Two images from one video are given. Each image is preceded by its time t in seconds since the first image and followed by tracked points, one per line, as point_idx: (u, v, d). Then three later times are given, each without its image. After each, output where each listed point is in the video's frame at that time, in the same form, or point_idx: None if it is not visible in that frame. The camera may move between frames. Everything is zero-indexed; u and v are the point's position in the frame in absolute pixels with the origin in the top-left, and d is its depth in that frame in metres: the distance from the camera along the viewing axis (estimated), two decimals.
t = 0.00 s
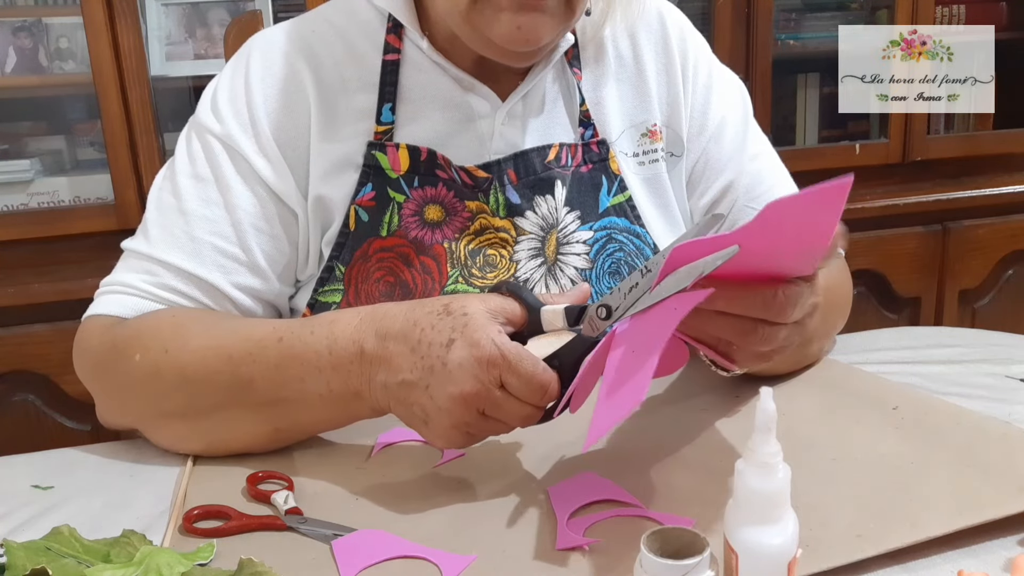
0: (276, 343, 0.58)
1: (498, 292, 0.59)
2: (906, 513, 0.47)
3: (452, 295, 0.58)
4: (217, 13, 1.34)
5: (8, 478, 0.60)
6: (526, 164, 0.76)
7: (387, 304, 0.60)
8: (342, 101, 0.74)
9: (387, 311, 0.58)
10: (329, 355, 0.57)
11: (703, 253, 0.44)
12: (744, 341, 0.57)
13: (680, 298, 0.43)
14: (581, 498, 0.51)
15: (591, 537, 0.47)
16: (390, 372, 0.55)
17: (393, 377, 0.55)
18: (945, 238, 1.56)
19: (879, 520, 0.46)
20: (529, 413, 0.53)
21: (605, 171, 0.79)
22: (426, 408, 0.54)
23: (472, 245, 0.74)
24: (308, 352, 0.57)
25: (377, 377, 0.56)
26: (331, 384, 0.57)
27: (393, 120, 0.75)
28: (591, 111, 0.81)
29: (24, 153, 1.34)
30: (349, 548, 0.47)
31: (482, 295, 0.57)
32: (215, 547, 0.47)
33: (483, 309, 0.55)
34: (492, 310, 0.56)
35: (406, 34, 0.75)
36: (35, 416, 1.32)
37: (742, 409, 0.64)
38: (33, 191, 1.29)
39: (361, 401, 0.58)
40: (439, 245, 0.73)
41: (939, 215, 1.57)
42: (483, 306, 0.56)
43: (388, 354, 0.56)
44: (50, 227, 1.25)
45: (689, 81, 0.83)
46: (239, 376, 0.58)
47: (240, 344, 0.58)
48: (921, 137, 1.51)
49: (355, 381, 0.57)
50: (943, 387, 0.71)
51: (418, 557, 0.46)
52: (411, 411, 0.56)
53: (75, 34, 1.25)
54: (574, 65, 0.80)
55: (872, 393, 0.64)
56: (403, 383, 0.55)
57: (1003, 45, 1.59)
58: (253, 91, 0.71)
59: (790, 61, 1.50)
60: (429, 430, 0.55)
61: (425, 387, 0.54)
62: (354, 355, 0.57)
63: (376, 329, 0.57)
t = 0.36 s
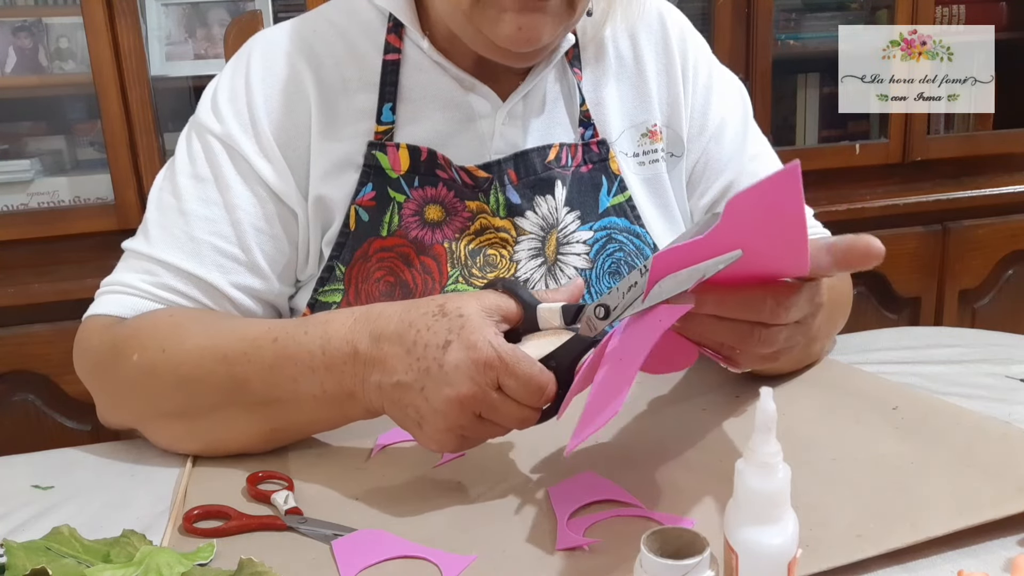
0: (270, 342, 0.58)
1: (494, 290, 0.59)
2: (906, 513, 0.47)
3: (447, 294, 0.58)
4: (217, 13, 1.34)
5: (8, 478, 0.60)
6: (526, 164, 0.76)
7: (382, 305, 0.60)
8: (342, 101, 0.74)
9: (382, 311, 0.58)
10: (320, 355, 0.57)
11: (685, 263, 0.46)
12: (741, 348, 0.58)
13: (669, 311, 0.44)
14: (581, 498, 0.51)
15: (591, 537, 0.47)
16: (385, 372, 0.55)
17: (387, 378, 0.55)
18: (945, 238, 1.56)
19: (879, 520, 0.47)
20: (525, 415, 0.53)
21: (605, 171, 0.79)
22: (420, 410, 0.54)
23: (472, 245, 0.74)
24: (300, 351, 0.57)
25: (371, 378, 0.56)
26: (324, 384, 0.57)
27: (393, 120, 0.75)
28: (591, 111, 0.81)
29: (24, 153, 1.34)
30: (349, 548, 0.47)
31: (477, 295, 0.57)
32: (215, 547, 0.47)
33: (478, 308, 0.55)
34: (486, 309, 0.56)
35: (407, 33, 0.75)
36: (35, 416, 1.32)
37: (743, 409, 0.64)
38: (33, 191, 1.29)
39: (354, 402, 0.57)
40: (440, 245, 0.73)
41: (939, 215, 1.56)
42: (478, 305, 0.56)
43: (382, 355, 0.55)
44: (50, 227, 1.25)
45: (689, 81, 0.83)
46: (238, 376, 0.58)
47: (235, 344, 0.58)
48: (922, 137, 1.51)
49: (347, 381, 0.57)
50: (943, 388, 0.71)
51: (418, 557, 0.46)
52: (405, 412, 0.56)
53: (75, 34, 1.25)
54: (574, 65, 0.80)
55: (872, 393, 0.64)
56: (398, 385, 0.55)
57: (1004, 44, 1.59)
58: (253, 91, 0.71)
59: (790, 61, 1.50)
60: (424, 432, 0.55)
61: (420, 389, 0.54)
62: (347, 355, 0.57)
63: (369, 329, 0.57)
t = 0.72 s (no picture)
0: (265, 342, 0.58)
1: (488, 291, 0.58)
2: (906, 513, 0.47)
3: (443, 296, 0.57)
4: (217, 13, 1.34)
5: (8, 478, 0.60)
6: (526, 164, 0.76)
7: (377, 305, 0.60)
8: (343, 101, 0.74)
9: (378, 311, 0.58)
10: (315, 355, 0.57)
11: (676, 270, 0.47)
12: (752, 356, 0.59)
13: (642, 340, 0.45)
14: (581, 498, 0.51)
15: (591, 537, 0.47)
16: (379, 373, 0.55)
17: (381, 379, 0.55)
18: (945, 238, 1.56)
19: (879, 520, 0.47)
20: (520, 417, 0.53)
21: (605, 171, 0.79)
22: (414, 411, 0.54)
23: (472, 245, 0.74)
24: (294, 351, 0.57)
25: (365, 379, 0.56)
26: (318, 384, 0.57)
27: (393, 120, 0.75)
28: (591, 111, 0.81)
29: (24, 153, 1.34)
30: (349, 548, 0.47)
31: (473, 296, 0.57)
32: (215, 547, 0.47)
33: (474, 309, 0.55)
34: (482, 311, 0.55)
35: (408, 33, 0.75)
36: (35, 416, 1.32)
37: (743, 409, 0.64)
38: (33, 191, 1.29)
39: (348, 402, 0.57)
40: (440, 244, 0.73)
41: (939, 215, 1.56)
42: (474, 307, 0.55)
43: (377, 356, 0.55)
44: (50, 227, 1.25)
45: (688, 81, 0.83)
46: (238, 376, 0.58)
47: (230, 344, 0.58)
48: (922, 137, 1.51)
49: (340, 381, 0.57)
50: (943, 388, 0.71)
51: (418, 557, 0.46)
52: (399, 414, 0.55)
53: (75, 34, 1.25)
54: (574, 65, 0.80)
55: (873, 393, 0.64)
56: (392, 386, 0.54)
57: (1004, 44, 1.59)
58: (253, 91, 0.71)
59: (790, 61, 1.50)
60: (418, 434, 0.55)
61: (416, 391, 0.54)
62: (340, 356, 0.56)
63: (363, 329, 0.57)
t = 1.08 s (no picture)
0: (260, 342, 0.58)
1: (485, 295, 0.59)
2: (906, 513, 0.47)
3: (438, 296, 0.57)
4: (217, 13, 1.34)
5: (8, 478, 0.60)
6: (526, 164, 0.76)
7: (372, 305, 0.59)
8: (343, 101, 0.74)
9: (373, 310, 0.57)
10: (309, 354, 0.56)
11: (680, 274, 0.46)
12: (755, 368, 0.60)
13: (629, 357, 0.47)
14: (580, 498, 0.51)
15: (591, 537, 0.47)
16: (374, 373, 0.54)
17: (376, 379, 0.54)
18: (945, 238, 1.56)
19: (879, 520, 0.47)
20: (516, 416, 0.53)
21: (605, 171, 0.79)
22: (408, 411, 0.53)
23: (473, 245, 0.74)
24: (289, 351, 0.57)
25: (360, 379, 0.55)
26: (312, 384, 0.56)
27: (393, 120, 0.75)
28: (591, 111, 0.81)
29: (24, 153, 1.34)
30: (349, 548, 0.47)
31: (468, 297, 0.57)
32: (215, 547, 0.47)
33: (471, 311, 0.55)
34: (479, 312, 0.55)
35: (408, 33, 0.75)
36: (35, 416, 1.32)
37: (743, 410, 0.64)
38: (33, 191, 1.29)
39: (342, 402, 0.57)
40: (440, 244, 0.73)
41: (939, 215, 1.56)
42: (470, 308, 0.55)
43: (371, 355, 0.55)
44: (50, 227, 1.25)
45: (688, 81, 0.83)
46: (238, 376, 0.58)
47: (226, 343, 0.58)
48: (922, 137, 1.51)
49: (335, 382, 0.56)
50: (943, 388, 0.71)
51: (418, 557, 0.46)
52: (392, 414, 0.55)
53: (75, 34, 1.25)
54: (574, 66, 0.80)
55: (872, 393, 0.64)
56: (386, 386, 0.54)
57: (1004, 44, 1.59)
58: (254, 91, 0.71)
59: (790, 61, 1.50)
60: (412, 434, 0.54)
61: (410, 391, 0.53)
62: (334, 356, 0.56)
63: (358, 329, 0.56)
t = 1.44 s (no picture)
0: (254, 341, 0.57)
1: (480, 295, 0.58)
2: (906, 513, 0.47)
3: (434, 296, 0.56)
4: (217, 13, 1.34)
5: (8, 478, 0.60)
6: (526, 164, 0.76)
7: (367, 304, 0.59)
8: (343, 101, 0.74)
9: (368, 309, 0.57)
10: (303, 353, 0.56)
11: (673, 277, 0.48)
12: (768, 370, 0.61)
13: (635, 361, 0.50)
14: (580, 499, 0.51)
15: (591, 537, 0.47)
16: (367, 374, 0.54)
17: (370, 380, 0.54)
18: (945, 238, 1.56)
19: (879, 520, 0.47)
20: (511, 420, 0.53)
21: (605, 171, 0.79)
22: (403, 413, 0.53)
23: (473, 245, 0.74)
24: (283, 350, 0.56)
25: (354, 378, 0.55)
26: (309, 385, 0.56)
27: (394, 121, 0.75)
28: (591, 111, 0.81)
29: (24, 153, 1.34)
30: (349, 548, 0.47)
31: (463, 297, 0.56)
32: (215, 546, 0.47)
33: (466, 313, 0.54)
34: (474, 313, 0.55)
35: (408, 34, 0.75)
36: (35, 416, 1.32)
37: (743, 409, 0.64)
38: (33, 191, 1.29)
39: (335, 403, 0.57)
40: (440, 245, 0.73)
41: (939, 215, 1.56)
42: (466, 309, 0.55)
43: (366, 356, 0.54)
44: (50, 228, 1.25)
45: (687, 82, 0.83)
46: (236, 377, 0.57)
47: (220, 343, 0.58)
48: (921, 137, 1.51)
49: (329, 382, 0.56)
50: (943, 388, 0.71)
51: (418, 558, 0.46)
52: (386, 415, 0.54)
53: (75, 34, 1.25)
54: (574, 66, 0.80)
55: (872, 393, 0.64)
56: (381, 387, 0.53)
57: (1004, 44, 1.59)
58: (254, 91, 0.71)
59: (790, 61, 1.50)
60: (405, 437, 0.54)
61: (406, 392, 0.53)
62: (329, 355, 0.56)
63: (351, 329, 0.56)
